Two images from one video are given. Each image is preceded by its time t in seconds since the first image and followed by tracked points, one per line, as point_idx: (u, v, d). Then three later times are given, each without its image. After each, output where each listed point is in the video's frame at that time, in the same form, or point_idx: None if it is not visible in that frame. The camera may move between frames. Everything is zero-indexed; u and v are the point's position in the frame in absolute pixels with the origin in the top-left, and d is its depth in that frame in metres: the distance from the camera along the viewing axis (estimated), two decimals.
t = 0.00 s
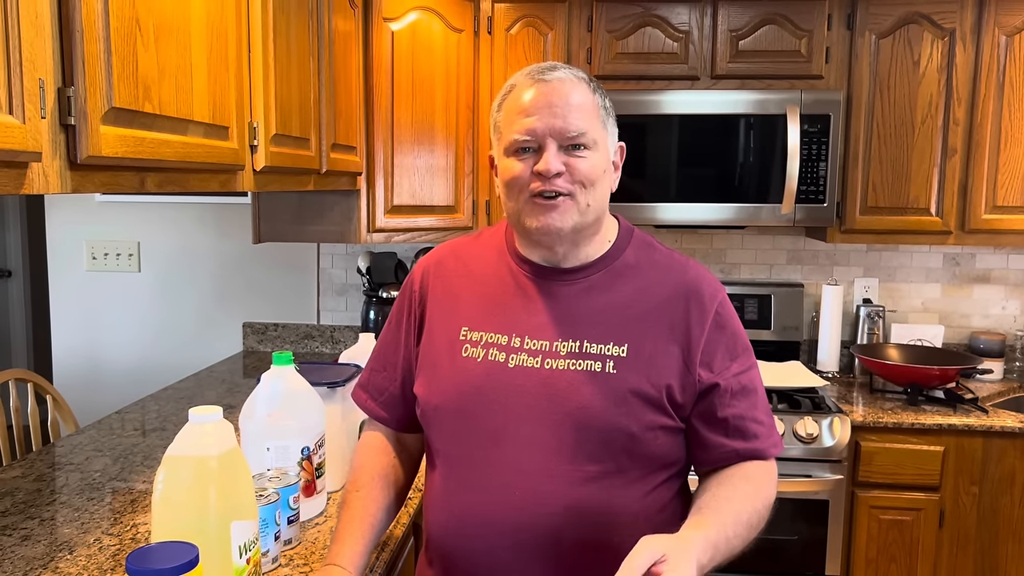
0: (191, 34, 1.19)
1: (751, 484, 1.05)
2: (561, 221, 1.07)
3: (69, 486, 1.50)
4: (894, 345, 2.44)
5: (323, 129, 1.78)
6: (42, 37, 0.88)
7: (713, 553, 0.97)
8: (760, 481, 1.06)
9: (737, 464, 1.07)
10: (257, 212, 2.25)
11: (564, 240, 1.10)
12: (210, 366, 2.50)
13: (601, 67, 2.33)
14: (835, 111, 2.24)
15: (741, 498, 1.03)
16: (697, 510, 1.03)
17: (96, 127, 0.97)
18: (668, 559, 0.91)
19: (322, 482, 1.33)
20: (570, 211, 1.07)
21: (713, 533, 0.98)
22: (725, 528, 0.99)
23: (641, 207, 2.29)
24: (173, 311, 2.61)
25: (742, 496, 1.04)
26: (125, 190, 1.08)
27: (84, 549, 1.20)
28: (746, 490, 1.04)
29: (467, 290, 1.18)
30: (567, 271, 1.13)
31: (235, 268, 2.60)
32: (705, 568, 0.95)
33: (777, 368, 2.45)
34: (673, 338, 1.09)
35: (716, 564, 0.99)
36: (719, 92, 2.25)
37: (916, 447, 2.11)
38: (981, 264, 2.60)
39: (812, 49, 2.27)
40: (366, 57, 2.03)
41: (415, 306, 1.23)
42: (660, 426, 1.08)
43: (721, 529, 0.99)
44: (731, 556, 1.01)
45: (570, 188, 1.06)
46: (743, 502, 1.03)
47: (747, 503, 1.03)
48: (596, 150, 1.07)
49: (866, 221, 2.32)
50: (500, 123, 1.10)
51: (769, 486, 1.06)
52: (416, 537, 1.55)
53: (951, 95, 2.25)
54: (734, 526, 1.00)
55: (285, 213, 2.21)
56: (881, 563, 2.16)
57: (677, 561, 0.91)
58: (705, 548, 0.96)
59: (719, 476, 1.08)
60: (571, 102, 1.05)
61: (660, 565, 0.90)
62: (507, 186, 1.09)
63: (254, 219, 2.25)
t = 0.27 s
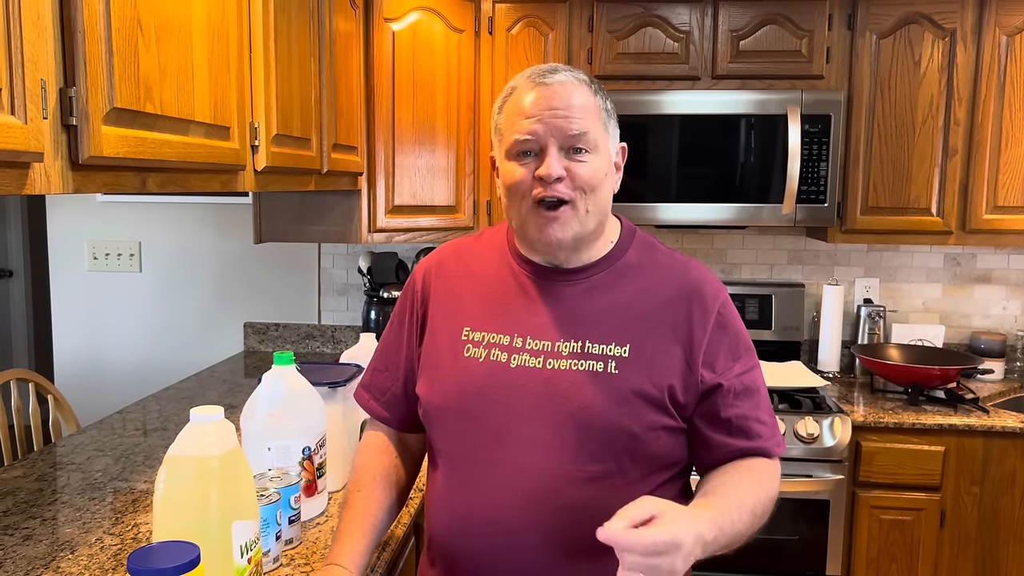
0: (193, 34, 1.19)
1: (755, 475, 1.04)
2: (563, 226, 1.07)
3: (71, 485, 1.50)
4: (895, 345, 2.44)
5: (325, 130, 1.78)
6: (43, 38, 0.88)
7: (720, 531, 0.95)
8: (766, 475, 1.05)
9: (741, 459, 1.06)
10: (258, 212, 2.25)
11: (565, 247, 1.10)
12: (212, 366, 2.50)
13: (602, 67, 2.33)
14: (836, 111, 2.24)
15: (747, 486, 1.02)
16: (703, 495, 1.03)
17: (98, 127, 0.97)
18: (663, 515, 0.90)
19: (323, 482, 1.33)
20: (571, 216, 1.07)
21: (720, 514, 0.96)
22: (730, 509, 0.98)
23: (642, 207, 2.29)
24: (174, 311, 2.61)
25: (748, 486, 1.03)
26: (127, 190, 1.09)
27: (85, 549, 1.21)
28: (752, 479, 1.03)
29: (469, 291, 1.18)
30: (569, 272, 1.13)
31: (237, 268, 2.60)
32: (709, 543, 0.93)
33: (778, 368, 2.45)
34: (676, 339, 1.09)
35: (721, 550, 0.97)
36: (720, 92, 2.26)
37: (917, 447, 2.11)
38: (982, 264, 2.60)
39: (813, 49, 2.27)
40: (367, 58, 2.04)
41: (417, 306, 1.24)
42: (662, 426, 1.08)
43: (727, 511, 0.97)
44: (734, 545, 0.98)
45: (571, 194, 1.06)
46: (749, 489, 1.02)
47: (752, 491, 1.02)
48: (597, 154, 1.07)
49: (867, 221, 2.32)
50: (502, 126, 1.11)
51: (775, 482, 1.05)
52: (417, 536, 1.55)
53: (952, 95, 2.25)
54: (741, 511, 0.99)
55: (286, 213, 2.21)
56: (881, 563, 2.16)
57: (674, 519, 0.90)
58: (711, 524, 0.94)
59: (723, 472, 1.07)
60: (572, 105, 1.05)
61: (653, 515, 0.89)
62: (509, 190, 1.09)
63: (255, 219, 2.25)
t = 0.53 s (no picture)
0: (194, 35, 1.19)
1: (749, 479, 1.04)
2: (564, 233, 1.08)
3: (72, 485, 1.50)
4: (895, 345, 2.44)
5: (326, 130, 1.78)
6: (45, 38, 0.89)
7: (710, 535, 0.96)
8: (763, 477, 1.05)
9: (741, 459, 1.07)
10: (259, 212, 2.25)
11: (566, 249, 1.10)
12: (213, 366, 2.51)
13: (603, 67, 2.33)
14: (837, 111, 2.24)
15: (743, 488, 1.03)
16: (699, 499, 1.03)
17: (99, 127, 0.97)
18: (636, 533, 0.90)
19: (324, 482, 1.34)
20: (572, 220, 1.08)
21: (709, 518, 0.98)
22: (724, 513, 0.99)
23: (643, 208, 2.29)
24: (175, 311, 2.61)
25: (741, 488, 1.03)
26: (128, 190, 1.09)
27: (87, 549, 1.21)
28: (749, 480, 1.04)
29: (470, 291, 1.18)
30: (570, 272, 1.13)
31: (238, 268, 2.60)
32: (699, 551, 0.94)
33: (779, 368, 2.45)
34: (677, 339, 1.09)
35: (717, 554, 0.98)
36: (721, 92, 2.26)
37: (918, 447, 2.11)
38: (982, 264, 2.60)
39: (814, 49, 2.27)
40: (368, 58, 2.04)
41: (418, 307, 1.24)
42: (663, 426, 1.08)
43: (718, 515, 0.98)
44: (732, 548, 1.00)
45: (572, 199, 1.07)
46: (745, 491, 1.03)
47: (746, 495, 1.02)
48: (597, 158, 1.08)
49: (868, 221, 2.32)
50: (501, 129, 1.10)
51: (773, 483, 1.05)
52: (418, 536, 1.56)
53: (953, 95, 2.25)
54: (736, 514, 1.00)
55: (287, 214, 2.21)
56: (882, 563, 2.16)
57: (648, 536, 0.90)
58: (700, 529, 0.95)
59: (718, 475, 1.07)
60: (572, 110, 1.05)
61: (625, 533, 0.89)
62: (509, 195, 1.09)
63: (256, 219, 2.26)
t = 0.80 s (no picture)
0: (195, 34, 1.19)
1: (750, 479, 1.04)
2: (565, 233, 1.08)
3: (73, 485, 1.50)
4: (896, 345, 2.44)
5: (326, 129, 1.78)
6: (45, 37, 0.88)
7: (711, 536, 0.96)
8: (764, 477, 1.05)
9: (741, 460, 1.07)
10: (260, 212, 2.25)
11: (567, 249, 1.10)
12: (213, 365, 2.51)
13: (603, 67, 2.33)
14: (837, 111, 2.24)
15: (744, 489, 1.03)
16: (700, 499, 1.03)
17: (99, 127, 0.97)
18: (639, 535, 0.90)
19: (325, 481, 1.33)
20: (573, 221, 1.08)
21: (710, 518, 0.98)
22: (725, 513, 0.99)
23: (643, 207, 2.29)
24: (176, 311, 2.61)
25: (741, 489, 1.03)
26: (128, 190, 1.09)
27: (87, 548, 1.21)
28: (750, 481, 1.04)
29: (471, 290, 1.18)
30: (571, 272, 1.13)
31: (239, 267, 2.60)
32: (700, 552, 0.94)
33: (780, 368, 2.44)
34: (678, 339, 1.09)
35: (718, 554, 0.98)
36: (722, 92, 2.26)
37: (919, 447, 2.11)
38: (984, 264, 2.60)
39: (815, 48, 2.27)
40: (368, 57, 2.04)
41: (419, 306, 1.24)
42: (664, 426, 1.08)
43: (719, 515, 0.98)
44: (732, 548, 1.00)
45: (574, 199, 1.07)
46: (746, 491, 1.03)
47: (747, 495, 1.02)
48: (599, 158, 1.08)
49: (869, 220, 2.32)
50: (503, 129, 1.10)
51: (773, 483, 1.05)
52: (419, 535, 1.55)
53: (954, 94, 2.25)
54: (737, 514, 1.00)
55: (288, 213, 2.21)
56: (883, 562, 2.16)
57: (649, 539, 0.89)
58: (701, 530, 0.95)
59: (718, 475, 1.07)
60: (574, 110, 1.05)
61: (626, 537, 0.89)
62: (511, 196, 1.09)
63: (257, 219, 2.26)
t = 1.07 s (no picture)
0: (195, 33, 1.19)
1: (751, 479, 1.04)
2: (566, 232, 1.07)
3: (74, 484, 1.50)
4: (898, 344, 2.43)
5: (327, 129, 1.78)
6: (46, 36, 0.88)
7: (713, 538, 0.95)
8: (765, 477, 1.05)
9: (743, 460, 1.07)
10: (261, 211, 2.25)
11: (568, 248, 1.10)
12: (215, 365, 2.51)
13: (605, 66, 2.33)
14: (839, 110, 2.23)
15: (745, 489, 1.03)
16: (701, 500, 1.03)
17: (100, 126, 0.97)
18: (640, 540, 0.90)
19: (326, 481, 1.33)
20: (573, 221, 1.07)
21: (713, 520, 0.97)
22: (726, 514, 0.99)
23: (645, 206, 2.29)
24: (176, 310, 2.61)
25: (743, 490, 1.03)
26: (129, 189, 1.09)
27: (88, 548, 1.21)
28: (751, 481, 1.04)
29: (472, 290, 1.18)
30: (573, 271, 1.13)
31: (240, 267, 2.60)
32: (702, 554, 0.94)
33: (781, 367, 2.44)
34: (679, 338, 1.08)
35: (720, 555, 0.98)
36: (723, 91, 2.25)
37: (921, 446, 2.10)
38: (985, 263, 2.60)
39: (817, 47, 2.27)
40: (370, 57, 2.04)
41: (420, 306, 1.23)
42: (665, 425, 1.08)
43: (721, 517, 0.98)
44: (734, 549, 1.00)
45: (574, 199, 1.06)
46: (747, 492, 1.03)
47: (748, 495, 1.02)
48: (600, 157, 1.07)
49: (871, 219, 2.32)
50: (504, 128, 1.10)
51: (775, 483, 1.05)
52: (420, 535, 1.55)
53: (956, 93, 2.25)
54: (738, 515, 1.00)
55: (289, 213, 2.21)
56: (885, 562, 2.15)
57: (652, 543, 0.89)
58: (703, 532, 0.95)
59: (719, 476, 1.07)
60: (574, 108, 1.05)
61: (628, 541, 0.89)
62: (511, 194, 1.09)
63: (258, 218, 2.26)
